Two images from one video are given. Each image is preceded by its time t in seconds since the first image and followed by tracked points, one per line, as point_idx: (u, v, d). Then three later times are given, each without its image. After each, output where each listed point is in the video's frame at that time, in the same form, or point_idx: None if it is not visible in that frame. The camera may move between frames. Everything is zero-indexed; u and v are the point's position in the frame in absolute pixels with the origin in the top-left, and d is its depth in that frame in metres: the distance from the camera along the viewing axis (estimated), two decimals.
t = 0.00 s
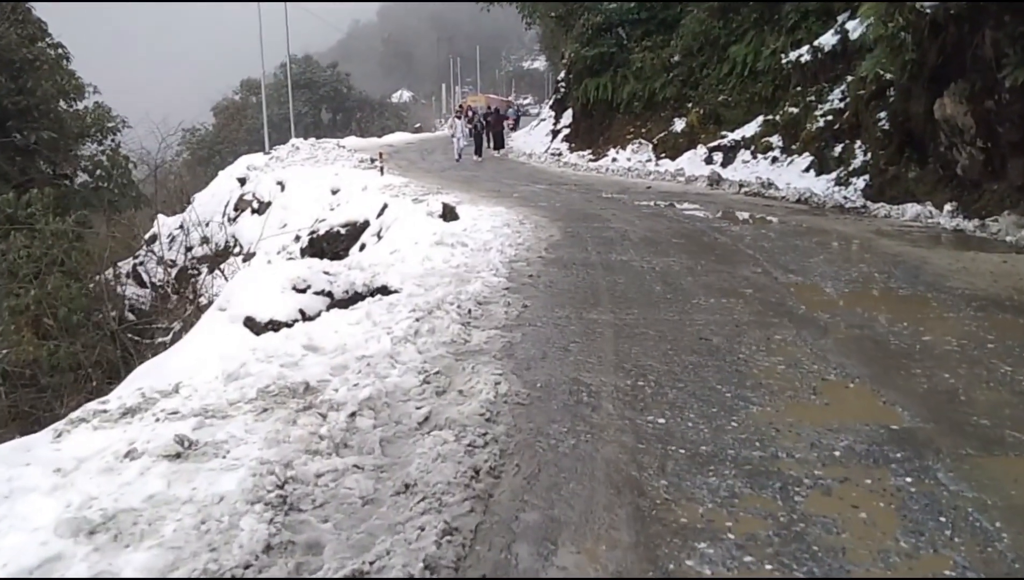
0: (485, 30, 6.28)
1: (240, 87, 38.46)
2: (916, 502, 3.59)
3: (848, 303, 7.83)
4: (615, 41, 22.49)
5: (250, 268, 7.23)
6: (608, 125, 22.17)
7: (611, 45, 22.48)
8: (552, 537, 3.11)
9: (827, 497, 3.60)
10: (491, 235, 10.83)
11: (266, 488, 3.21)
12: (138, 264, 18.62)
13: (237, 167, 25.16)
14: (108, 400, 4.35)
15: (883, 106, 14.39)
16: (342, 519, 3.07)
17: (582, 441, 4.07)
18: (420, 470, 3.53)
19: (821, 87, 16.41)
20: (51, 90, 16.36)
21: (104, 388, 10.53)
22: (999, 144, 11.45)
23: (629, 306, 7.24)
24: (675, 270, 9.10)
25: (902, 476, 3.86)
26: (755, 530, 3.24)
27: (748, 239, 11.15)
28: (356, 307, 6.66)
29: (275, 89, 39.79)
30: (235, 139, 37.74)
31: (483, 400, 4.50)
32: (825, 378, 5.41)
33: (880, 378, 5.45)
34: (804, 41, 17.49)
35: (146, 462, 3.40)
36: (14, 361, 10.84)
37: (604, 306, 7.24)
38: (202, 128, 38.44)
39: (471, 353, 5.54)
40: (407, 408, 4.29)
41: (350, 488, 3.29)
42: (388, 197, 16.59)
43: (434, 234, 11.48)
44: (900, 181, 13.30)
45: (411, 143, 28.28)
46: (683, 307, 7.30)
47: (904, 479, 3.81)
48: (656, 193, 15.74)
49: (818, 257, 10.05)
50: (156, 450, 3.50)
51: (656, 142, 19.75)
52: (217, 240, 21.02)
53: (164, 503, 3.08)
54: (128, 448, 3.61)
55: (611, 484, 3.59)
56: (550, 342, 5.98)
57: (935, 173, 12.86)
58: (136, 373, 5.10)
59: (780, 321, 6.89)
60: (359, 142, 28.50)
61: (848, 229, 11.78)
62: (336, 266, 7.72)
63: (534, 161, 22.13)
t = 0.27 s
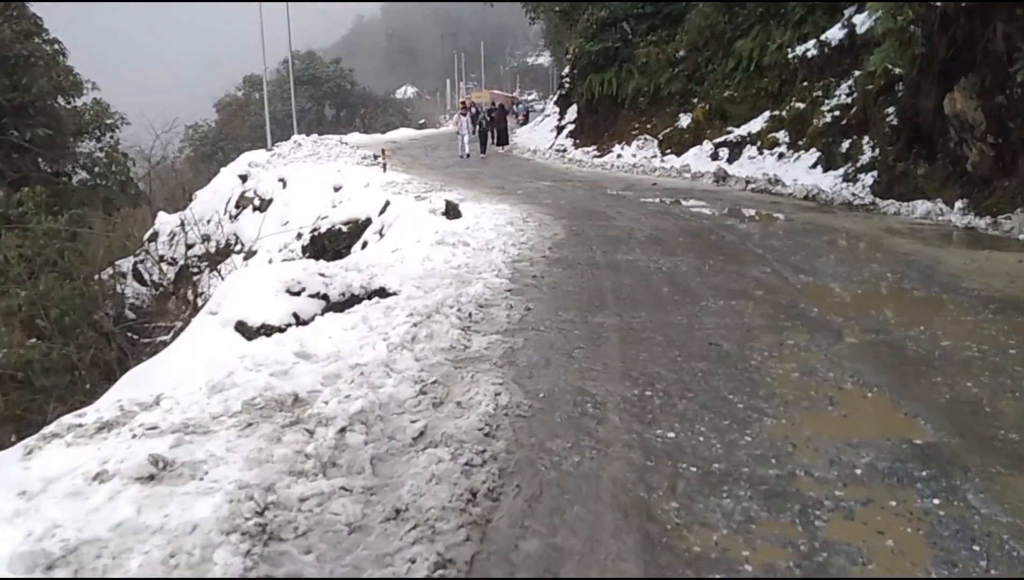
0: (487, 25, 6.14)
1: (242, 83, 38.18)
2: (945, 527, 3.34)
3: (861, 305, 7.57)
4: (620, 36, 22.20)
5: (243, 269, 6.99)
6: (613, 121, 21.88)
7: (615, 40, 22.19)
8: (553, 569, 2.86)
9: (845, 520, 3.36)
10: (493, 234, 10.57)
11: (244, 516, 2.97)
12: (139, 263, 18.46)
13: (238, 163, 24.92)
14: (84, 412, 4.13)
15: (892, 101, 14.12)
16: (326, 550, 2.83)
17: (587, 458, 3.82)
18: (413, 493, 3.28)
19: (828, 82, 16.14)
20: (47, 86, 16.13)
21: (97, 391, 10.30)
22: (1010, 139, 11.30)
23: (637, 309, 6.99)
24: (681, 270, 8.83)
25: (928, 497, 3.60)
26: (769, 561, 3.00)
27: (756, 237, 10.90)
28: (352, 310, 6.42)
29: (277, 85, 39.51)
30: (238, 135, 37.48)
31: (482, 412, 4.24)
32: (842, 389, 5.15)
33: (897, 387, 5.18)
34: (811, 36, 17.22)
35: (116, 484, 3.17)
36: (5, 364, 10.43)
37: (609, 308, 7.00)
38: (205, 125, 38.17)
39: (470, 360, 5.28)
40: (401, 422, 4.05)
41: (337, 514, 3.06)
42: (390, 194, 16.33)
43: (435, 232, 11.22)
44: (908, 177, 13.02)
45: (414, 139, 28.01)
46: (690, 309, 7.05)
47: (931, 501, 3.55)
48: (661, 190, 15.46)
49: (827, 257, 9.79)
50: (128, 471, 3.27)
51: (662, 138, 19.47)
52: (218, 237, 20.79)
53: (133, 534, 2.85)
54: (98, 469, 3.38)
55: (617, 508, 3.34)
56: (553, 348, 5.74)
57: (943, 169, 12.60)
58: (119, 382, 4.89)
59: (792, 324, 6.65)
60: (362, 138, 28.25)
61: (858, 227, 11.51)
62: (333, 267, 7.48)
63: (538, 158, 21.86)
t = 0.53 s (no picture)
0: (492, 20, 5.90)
1: (245, 81, 37.94)
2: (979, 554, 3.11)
3: (875, 307, 7.33)
4: (625, 33, 21.92)
5: (235, 272, 6.76)
6: (618, 118, 21.61)
7: (620, 36, 21.89)
8: None
9: (872, 547, 3.12)
10: (496, 232, 10.35)
11: (221, 550, 2.74)
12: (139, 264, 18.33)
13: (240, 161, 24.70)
14: (60, 430, 3.92)
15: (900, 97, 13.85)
16: None
17: (593, 478, 3.58)
18: (407, 520, 3.05)
19: (835, 79, 15.86)
20: (42, 84, 15.91)
21: (92, 395, 10.11)
22: None
23: (644, 312, 6.75)
24: (688, 271, 8.59)
25: (960, 520, 3.36)
26: None
27: (762, 235, 10.67)
28: (349, 315, 6.19)
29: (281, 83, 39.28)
30: (240, 133, 37.24)
31: (482, 428, 4.00)
32: (861, 398, 4.91)
33: (918, 397, 4.92)
34: (818, 31, 16.95)
35: (84, 514, 2.97)
36: None
37: (615, 311, 6.76)
38: (208, 123, 37.95)
39: (470, 370, 5.04)
40: (395, 438, 3.83)
41: (323, 545, 2.83)
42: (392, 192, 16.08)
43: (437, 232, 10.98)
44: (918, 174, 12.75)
45: (417, 137, 27.75)
46: (697, 312, 6.82)
47: (962, 524, 3.31)
48: (666, 188, 15.21)
49: (838, 256, 9.53)
50: (97, 501, 3.06)
51: (667, 135, 19.20)
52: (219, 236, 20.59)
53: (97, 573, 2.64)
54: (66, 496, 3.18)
55: (627, 535, 3.10)
56: (558, 355, 5.51)
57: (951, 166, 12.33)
58: (103, 395, 4.68)
59: (805, 329, 6.40)
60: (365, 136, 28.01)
61: (868, 225, 11.24)
62: (329, 269, 7.23)
63: (542, 155, 21.60)
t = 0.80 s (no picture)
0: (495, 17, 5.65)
1: (248, 78, 37.65)
2: None
3: (887, 311, 7.06)
4: (630, 29, 21.62)
5: (223, 277, 6.53)
6: (622, 115, 21.34)
7: (625, 33, 21.59)
8: None
9: None
10: (497, 233, 10.09)
11: None
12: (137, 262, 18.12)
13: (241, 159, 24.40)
14: (28, 450, 3.69)
15: (907, 94, 13.56)
16: None
17: (596, 503, 3.33)
18: (393, 556, 2.80)
19: (841, 75, 15.56)
20: (38, 82, 15.68)
21: (85, 400, 9.87)
22: None
23: (648, 318, 6.50)
24: (695, 273, 8.32)
25: (991, 551, 3.10)
26: None
27: (768, 235, 10.50)
28: (341, 323, 5.97)
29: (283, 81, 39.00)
30: (243, 131, 36.99)
31: (479, 449, 3.75)
32: (878, 412, 4.65)
33: (940, 411, 4.66)
34: (824, 27, 16.67)
35: (41, 550, 2.78)
36: None
37: (620, 317, 6.51)
38: (211, 121, 37.69)
39: (468, 383, 4.77)
40: (383, 459, 3.58)
41: None
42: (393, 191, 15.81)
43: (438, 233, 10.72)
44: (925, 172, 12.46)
45: (419, 135, 27.44)
46: (703, 318, 6.56)
47: (994, 557, 3.06)
48: (670, 185, 14.95)
49: (848, 258, 9.24)
50: (59, 535, 2.85)
51: (672, 132, 18.93)
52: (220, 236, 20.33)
53: None
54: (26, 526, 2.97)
55: (632, 571, 2.84)
56: (559, 365, 5.27)
57: (959, 162, 12.03)
58: (79, 410, 4.43)
59: (816, 336, 6.13)
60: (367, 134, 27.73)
61: (877, 224, 10.96)
62: (320, 272, 7.07)
63: (546, 153, 21.34)
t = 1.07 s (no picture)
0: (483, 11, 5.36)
1: (252, 77, 37.43)
2: None
3: (902, 317, 6.75)
4: (635, 26, 21.32)
5: (210, 281, 6.27)
6: (627, 113, 21.04)
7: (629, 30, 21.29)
8: None
9: None
10: (497, 233, 9.80)
11: None
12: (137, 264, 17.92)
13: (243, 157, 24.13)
14: None
15: (916, 91, 13.25)
16: None
17: (592, 536, 3.05)
18: None
19: (848, 72, 15.24)
20: (32, 80, 15.44)
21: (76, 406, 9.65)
22: None
23: (651, 325, 6.22)
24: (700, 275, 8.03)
25: None
26: None
27: (778, 235, 10.01)
28: (330, 332, 5.76)
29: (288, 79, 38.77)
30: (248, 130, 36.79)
31: (468, 472, 3.47)
32: (898, 429, 4.36)
33: (963, 428, 4.37)
34: (830, 24, 16.34)
35: None
36: None
37: (623, 324, 6.22)
38: (214, 119, 37.40)
39: (460, 399, 4.51)
40: (364, 485, 3.29)
41: None
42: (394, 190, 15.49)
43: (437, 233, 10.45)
44: (934, 171, 12.15)
45: (423, 133, 27.16)
46: (708, 324, 6.28)
47: None
48: (676, 185, 14.67)
49: (859, 259, 8.93)
50: None
51: (677, 130, 18.63)
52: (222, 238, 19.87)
53: None
54: None
55: None
56: (559, 378, 5.00)
57: (970, 162, 11.72)
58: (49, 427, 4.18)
59: (826, 344, 5.84)
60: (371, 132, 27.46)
61: (887, 224, 10.65)
62: (310, 275, 6.82)
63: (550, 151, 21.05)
